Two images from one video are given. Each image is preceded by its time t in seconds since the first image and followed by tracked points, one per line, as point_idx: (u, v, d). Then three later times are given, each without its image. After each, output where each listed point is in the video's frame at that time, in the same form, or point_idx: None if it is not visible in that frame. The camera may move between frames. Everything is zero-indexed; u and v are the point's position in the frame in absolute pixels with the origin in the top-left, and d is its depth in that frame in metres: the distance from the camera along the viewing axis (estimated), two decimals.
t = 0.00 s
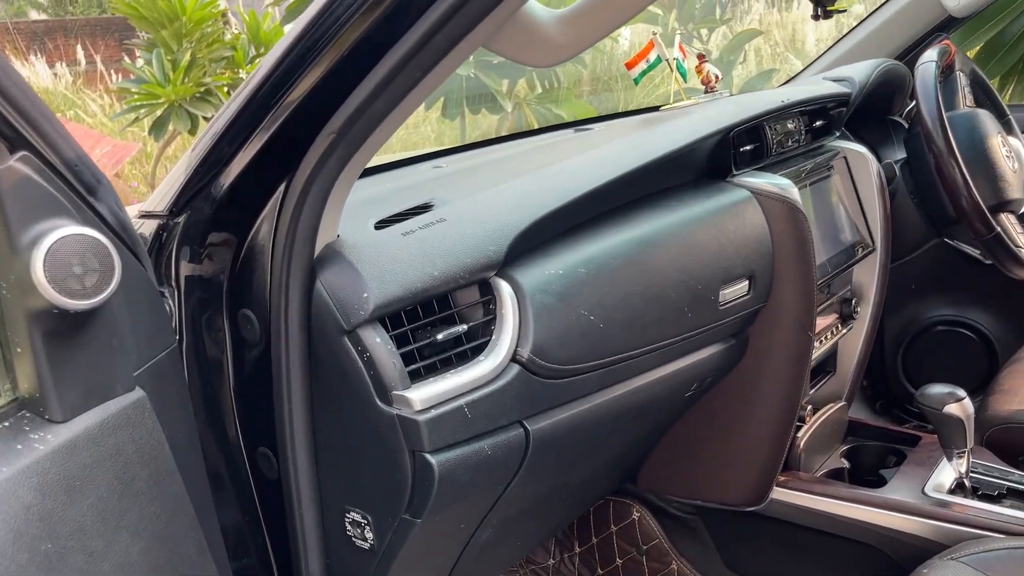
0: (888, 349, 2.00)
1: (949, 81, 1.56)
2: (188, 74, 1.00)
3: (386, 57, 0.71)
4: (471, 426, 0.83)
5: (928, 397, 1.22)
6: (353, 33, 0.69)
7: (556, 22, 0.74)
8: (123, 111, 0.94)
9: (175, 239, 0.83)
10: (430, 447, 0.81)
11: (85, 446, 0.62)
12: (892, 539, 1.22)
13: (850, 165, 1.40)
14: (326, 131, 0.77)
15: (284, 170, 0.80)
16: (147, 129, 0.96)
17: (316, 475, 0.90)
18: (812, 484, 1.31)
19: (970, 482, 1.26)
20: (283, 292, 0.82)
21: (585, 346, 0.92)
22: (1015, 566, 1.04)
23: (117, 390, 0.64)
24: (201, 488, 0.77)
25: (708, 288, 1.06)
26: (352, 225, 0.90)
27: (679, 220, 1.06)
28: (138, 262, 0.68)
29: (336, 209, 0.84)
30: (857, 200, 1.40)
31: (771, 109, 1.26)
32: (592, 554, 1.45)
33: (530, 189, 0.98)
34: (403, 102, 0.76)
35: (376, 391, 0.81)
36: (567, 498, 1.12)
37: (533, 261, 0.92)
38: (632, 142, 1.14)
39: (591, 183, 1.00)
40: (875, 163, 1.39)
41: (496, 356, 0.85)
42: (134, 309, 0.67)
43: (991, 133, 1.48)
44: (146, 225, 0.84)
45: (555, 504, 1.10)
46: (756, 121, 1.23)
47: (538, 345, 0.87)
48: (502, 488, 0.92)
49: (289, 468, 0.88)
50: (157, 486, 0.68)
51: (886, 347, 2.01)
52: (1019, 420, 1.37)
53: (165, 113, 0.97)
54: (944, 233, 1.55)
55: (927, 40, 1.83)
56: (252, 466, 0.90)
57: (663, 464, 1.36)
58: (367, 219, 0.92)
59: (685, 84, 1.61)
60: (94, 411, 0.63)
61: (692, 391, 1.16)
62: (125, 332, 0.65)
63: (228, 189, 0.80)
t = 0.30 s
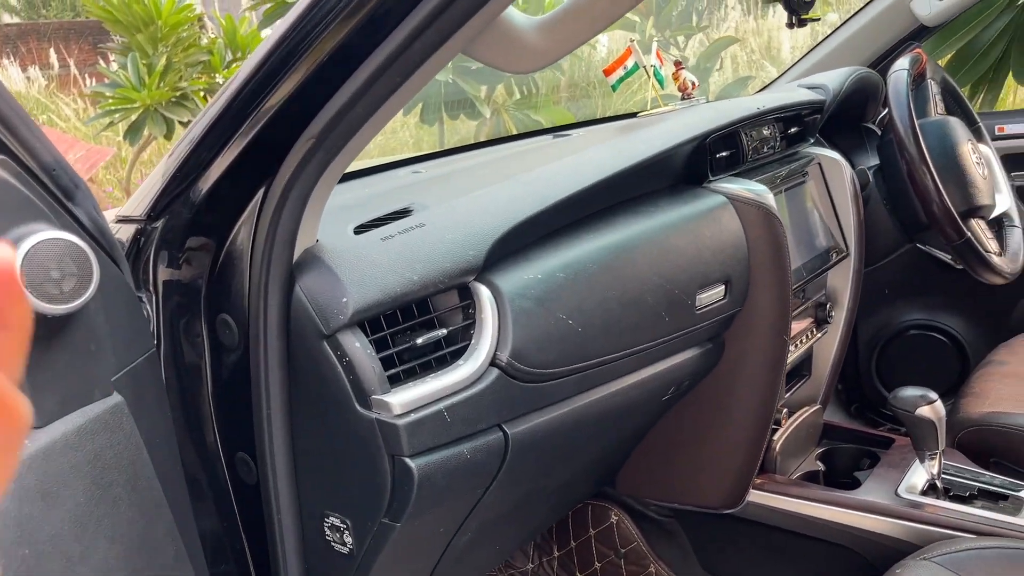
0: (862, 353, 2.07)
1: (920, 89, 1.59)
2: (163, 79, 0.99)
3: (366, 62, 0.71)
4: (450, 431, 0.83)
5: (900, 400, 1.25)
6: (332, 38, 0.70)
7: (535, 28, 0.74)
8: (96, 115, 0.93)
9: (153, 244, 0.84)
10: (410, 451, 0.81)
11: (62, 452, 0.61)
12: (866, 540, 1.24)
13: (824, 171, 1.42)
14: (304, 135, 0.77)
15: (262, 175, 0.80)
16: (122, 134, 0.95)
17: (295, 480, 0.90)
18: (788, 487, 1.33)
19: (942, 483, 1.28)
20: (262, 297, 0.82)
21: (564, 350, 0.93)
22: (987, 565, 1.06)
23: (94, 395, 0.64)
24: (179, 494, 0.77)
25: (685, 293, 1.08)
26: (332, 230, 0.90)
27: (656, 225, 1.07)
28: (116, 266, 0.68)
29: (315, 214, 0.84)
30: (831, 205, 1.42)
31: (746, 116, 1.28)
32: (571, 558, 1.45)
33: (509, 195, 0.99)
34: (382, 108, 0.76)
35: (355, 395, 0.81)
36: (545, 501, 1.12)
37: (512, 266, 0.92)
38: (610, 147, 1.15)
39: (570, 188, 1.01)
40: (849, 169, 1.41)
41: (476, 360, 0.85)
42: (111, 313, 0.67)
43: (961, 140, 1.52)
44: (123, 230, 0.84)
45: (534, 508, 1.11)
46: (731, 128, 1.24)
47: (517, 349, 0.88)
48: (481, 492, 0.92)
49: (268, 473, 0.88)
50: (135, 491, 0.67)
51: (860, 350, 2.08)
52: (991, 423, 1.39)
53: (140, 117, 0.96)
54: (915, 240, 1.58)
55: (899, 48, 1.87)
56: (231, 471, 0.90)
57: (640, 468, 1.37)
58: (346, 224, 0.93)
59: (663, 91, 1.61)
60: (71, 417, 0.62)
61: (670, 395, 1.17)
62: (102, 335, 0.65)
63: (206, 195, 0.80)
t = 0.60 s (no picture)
0: (837, 351, 2.12)
1: (888, 97, 1.62)
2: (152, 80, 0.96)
3: (330, 71, 0.74)
4: (415, 429, 0.86)
5: (863, 400, 1.28)
6: (298, 48, 0.72)
7: (494, 39, 0.77)
8: (85, 118, 0.92)
9: (126, 248, 0.85)
10: (374, 449, 0.83)
11: (30, 449, 0.63)
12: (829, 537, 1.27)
13: (792, 176, 1.45)
14: (272, 141, 0.79)
15: (231, 179, 0.82)
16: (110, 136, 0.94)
17: (265, 477, 0.92)
18: (755, 485, 1.36)
19: (903, 481, 1.31)
20: (232, 299, 0.84)
21: (528, 351, 0.95)
22: (944, 560, 1.09)
23: (63, 394, 0.66)
24: (149, 489, 0.79)
25: (650, 295, 1.10)
26: (301, 233, 0.92)
27: (621, 229, 1.10)
28: (86, 268, 0.70)
29: (283, 218, 0.86)
30: (798, 210, 1.46)
31: (714, 122, 1.31)
32: (545, 556, 1.48)
33: (477, 199, 1.01)
34: (347, 115, 0.78)
35: (321, 395, 0.83)
36: (515, 498, 1.15)
37: (478, 269, 0.95)
38: (579, 153, 1.18)
39: (537, 193, 1.03)
40: (815, 174, 1.44)
41: (440, 361, 0.88)
42: (80, 314, 0.69)
43: (927, 146, 1.55)
44: (97, 234, 0.85)
45: (502, 505, 1.13)
46: (699, 134, 1.27)
47: (481, 349, 0.90)
48: (447, 488, 0.94)
49: (238, 471, 0.90)
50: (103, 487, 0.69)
51: (835, 351, 2.13)
52: (955, 422, 1.42)
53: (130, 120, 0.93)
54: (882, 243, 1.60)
55: (870, 55, 1.92)
56: (202, 469, 0.92)
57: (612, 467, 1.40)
58: (315, 228, 0.95)
59: (633, 97, 1.64)
60: (40, 414, 0.64)
61: (637, 395, 1.20)
62: (71, 335, 0.67)
63: (176, 200, 0.82)
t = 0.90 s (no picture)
0: (814, 344, 2.17)
1: (856, 98, 1.65)
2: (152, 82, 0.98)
3: (294, 70, 0.79)
4: (378, 409, 0.91)
5: (821, 389, 1.32)
6: (264, 48, 0.78)
7: (449, 42, 0.80)
8: (87, 116, 0.94)
9: (106, 239, 0.90)
10: (338, 427, 0.88)
11: (11, 421, 0.68)
12: (789, 520, 1.32)
13: (757, 174, 1.50)
14: (241, 136, 0.84)
15: (203, 173, 0.87)
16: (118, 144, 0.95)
17: (238, 456, 0.97)
18: (720, 472, 1.40)
19: (860, 467, 1.36)
20: (205, 286, 0.89)
21: (489, 337, 1.01)
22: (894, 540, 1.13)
23: (42, 370, 0.71)
24: (124, 463, 0.84)
25: (611, 286, 1.16)
26: (272, 226, 0.98)
27: (584, 223, 1.15)
28: (63, 254, 0.75)
29: (254, 211, 0.91)
30: (764, 206, 1.51)
31: (679, 121, 1.36)
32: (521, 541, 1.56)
33: (443, 194, 1.06)
34: (311, 111, 0.84)
35: (287, 376, 0.89)
36: (482, 480, 1.20)
37: (441, 259, 1.00)
38: (546, 150, 1.23)
39: (501, 187, 1.08)
40: (780, 172, 1.49)
41: (402, 346, 0.93)
42: (59, 295, 0.74)
43: (892, 145, 1.59)
44: (78, 224, 0.89)
45: (469, 488, 1.19)
46: (663, 132, 1.33)
47: (443, 335, 0.95)
48: (411, 467, 1.00)
49: (212, 450, 0.95)
50: (78, 460, 0.74)
51: (812, 346, 2.17)
52: (916, 412, 1.46)
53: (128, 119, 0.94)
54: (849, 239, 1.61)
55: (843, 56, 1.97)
56: (178, 448, 0.97)
57: (582, 453, 1.45)
58: (286, 220, 1.00)
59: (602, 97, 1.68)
60: (22, 388, 0.69)
61: (601, 382, 1.25)
62: (51, 314, 0.73)
63: (152, 194, 0.88)
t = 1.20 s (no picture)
0: (800, 338, 2.22)
1: (832, 97, 1.69)
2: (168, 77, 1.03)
3: (268, 76, 0.85)
4: (350, 392, 0.97)
5: (788, 377, 1.38)
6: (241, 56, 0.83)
7: (414, 48, 0.82)
8: (101, 112, 0.99)
9: (99, 231, 0.93)
10: (312, 408, 0.95)
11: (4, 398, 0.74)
12: (756, 505, 1.37)
13: (731, 171, 1.55)
14: (223, 136, 0.90)
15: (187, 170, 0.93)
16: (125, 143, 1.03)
17: (222, 437, 1.04)
18: (692, 458, 1.46)
19: (826, 454, 1.41)
20: (190, 277, 0.95)
21: (459, 326, 1.06)
22: (850, 522, 1.18)
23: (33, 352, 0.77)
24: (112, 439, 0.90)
25: (580, 279, 1.21)
26: (254, 220, 1.04)
27: (555, 219, 1.21)
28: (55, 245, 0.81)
29: (235, 206, 0.98)
30: (738, 203, 1.56)
31: (653, 120, 1.42)
32: (504, 525, 1.66)
33: (418, 190, 1.12)
34: (285, 113, 0.89)
35: (265, 361, 0.95)
36: (459, 463, 1.26)
37: (414, 252, 1.06)
38: (522, 148, 1.29)
39: (473, 184, 1.14)
40: (753, 170, 1.54)
41: (375, 333, 0.99)
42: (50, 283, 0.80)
43: (866, 144, 1.63)
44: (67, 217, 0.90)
45: (446, 471, 1.25)
46: (636, 131, 1.39)
47: (413, 323, 1.01)
48: (385, 448, 1.06)
49: (198, 430, 1.02)
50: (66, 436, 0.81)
51: (798, 340, 2.22)
52: (883, 402, 1.50)
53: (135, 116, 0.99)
54: (823, 234, 1.66)
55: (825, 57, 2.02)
56: (167, 429, 1.03)
57: (561, 440, 1.51)
58: (268, 215, 1.06)
59: (581, 98, 1.70)
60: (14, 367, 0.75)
61: (574, 370, 1.31)
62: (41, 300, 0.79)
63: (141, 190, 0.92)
